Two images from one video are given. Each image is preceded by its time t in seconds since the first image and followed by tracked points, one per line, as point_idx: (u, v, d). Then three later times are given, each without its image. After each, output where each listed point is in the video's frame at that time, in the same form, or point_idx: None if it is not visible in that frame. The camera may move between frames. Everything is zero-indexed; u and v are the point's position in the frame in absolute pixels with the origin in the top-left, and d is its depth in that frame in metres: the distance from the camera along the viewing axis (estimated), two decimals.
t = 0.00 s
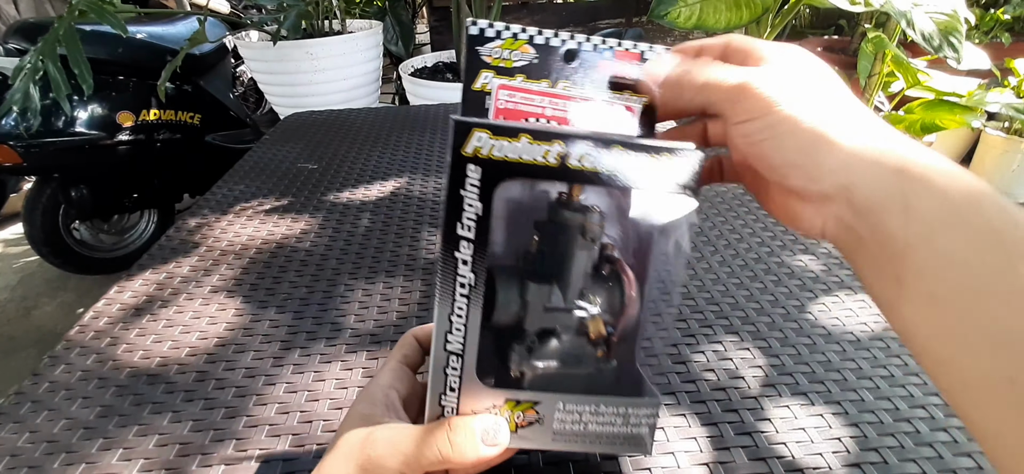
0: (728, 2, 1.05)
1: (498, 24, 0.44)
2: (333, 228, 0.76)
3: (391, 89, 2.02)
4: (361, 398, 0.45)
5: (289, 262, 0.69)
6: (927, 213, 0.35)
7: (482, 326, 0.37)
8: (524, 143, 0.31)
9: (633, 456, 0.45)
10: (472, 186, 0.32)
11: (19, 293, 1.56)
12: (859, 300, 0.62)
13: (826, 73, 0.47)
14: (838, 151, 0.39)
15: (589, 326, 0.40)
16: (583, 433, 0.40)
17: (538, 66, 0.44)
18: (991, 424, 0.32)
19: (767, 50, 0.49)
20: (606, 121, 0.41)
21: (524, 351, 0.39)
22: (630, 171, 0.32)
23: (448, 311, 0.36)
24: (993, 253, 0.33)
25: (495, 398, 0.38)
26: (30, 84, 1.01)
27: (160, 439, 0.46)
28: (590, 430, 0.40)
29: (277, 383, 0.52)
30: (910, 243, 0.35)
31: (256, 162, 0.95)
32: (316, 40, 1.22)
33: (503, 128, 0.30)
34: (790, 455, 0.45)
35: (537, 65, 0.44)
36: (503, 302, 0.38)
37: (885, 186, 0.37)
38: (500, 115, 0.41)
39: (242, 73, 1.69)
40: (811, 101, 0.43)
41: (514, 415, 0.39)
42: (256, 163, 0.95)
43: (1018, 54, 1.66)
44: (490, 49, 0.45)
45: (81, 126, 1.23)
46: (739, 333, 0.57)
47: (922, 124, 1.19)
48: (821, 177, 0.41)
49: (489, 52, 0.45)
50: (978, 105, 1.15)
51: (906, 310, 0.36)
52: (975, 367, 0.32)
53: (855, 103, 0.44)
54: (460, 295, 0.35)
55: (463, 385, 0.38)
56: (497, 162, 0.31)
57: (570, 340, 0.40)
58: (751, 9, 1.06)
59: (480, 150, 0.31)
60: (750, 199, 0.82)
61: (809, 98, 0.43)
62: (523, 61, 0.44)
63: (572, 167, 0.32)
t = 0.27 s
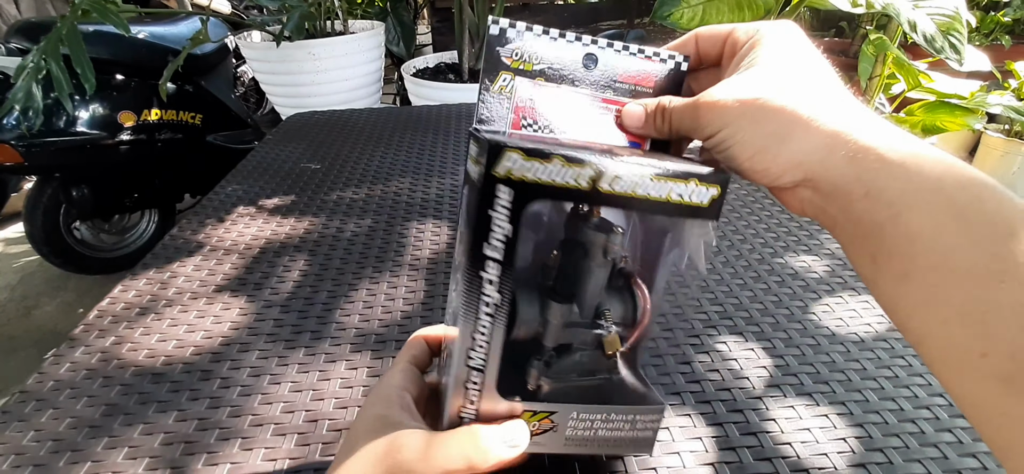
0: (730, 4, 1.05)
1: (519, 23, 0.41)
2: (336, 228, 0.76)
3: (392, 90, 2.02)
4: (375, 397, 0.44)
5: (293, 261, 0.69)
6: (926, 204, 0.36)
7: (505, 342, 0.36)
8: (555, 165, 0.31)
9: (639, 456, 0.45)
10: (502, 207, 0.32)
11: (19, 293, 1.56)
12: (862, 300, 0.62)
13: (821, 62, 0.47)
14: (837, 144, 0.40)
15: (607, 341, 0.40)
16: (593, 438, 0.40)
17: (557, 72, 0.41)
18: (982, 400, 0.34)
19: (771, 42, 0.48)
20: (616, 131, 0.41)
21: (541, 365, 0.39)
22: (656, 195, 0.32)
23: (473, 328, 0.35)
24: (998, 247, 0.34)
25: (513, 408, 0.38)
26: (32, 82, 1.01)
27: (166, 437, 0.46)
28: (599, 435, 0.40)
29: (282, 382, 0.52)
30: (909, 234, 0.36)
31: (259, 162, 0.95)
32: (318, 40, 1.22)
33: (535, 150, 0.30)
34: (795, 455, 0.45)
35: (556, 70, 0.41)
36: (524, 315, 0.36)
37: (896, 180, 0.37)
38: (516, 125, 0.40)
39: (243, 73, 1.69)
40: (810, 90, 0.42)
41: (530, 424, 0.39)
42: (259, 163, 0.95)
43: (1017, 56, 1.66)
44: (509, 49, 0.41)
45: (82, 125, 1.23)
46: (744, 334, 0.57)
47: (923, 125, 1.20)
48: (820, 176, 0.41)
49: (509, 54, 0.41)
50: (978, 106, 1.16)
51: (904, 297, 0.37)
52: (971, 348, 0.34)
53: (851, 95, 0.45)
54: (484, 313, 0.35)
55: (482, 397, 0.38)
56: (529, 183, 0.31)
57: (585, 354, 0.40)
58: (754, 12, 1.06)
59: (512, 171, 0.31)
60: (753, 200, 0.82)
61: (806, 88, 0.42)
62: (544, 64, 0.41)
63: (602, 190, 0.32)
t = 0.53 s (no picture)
0: (729, 6, 1.05)
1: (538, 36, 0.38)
2: (336, 228, 0.76)
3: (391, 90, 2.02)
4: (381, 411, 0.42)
5: (292, 261, 0.69)
6: (926, 217, 0.36)
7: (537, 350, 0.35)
8: (589, 176, 0.31)
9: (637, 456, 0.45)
10: (538, 218, 0.31)
11: (18, 293, 1.56)
12: (861, 301, 0.62)
13: (826, 73, 0.47)
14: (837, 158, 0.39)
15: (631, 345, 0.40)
16: (618, 441, 0.40)
17: (574, 83, 0.39)
18: (991, 410, 0.33)
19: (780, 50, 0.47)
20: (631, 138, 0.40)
21: (569, 371, 0.38)
22: (680, 202, 0.33)
23: (506, 339, 0.34)
24: (999, 261, 0.34)
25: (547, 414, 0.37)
26: (31, 81, 1.01)
27: (164, 437, 0.46)
28: (625, 437, 0.40)
29: (281, 382, 0.52)
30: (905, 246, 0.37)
31: (259, 162, 0.95)
32: (318, 41, 1.22)
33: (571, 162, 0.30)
34: (795, 456, 0.45)
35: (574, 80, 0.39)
36: (553, 323, 0.35)
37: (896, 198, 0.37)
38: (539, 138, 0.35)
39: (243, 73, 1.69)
40: (812, 104, 0.42)
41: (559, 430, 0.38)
42: (259, 162, 0.95)
43: (1017, 58, 1.67)
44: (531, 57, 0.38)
45: (81, 125, 1.23)
46: (743, 334, 0.57)
47: (922, 127, 1.20)
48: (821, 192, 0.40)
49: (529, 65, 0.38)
50: (977, 108, 1.16)
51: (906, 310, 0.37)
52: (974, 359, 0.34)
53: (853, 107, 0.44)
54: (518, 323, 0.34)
55: (514, 405, 0.37)
56: (563, 194, 0.31)
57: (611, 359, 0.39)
58: (752, 14, 1.07)
59: (548, 183, 0.30)
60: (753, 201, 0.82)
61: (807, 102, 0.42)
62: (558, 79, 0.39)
63: (631, 199, 0.32)
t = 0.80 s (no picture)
0: (725, 9, 1.06)
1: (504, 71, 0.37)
2: (332, 230, 0.76)
3: (390, 91, 2.02)
4: (375, 414, 0.42)
5: (287, 264, 0.69)
6: (923, 240, 0.37)
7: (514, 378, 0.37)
8: (544, 210, 0.31)
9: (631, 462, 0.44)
10: (496, 254, 0.32)
11: (15, 294, 1.55)
12: (859, 305, 0.62)
13: (821, 89, 0.47)
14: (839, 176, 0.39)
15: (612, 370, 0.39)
16: (611, 465, 0.40)
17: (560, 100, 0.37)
18: (984, 429, 0.35)
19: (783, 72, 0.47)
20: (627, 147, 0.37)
21: (552, 397, 0.39)
22: (645, 226, 0.33)
23: (481, 371, 0.37)
24: (992, 285, 0.36)
25: (530, 439, 0.39)
26: (26, 82, 1.01)
27: (157, 442, 0.46)
28: (616, 462, 0.40)
29: (275, 387, 0.51)
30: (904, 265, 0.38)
31: (256, 163, 0.95)
32: (316, 41, 1.22)
33: (524, 197, 0.31)
34: (791, 461, 0.44)
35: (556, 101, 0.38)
36: (530, 349, 0.37)
37: (895, 220, 0.38)
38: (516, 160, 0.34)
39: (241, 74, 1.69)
40: (814, 121, 0.42)
41: (545, 455, 0.39)
42: (256, 164, 0.95)
43: (1015, 60, 1.67)
44: (499, 96, 0.36)
45: (78, 126, 1.23)
46: (739, 338, 0.57)
47: (920, 129, 1.20)
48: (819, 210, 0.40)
49: (499, 100, 0.36)
50: (975, 110, 1.15)
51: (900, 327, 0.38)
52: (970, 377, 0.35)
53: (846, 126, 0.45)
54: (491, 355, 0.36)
55: (500, 429, 0.39)
56: (519, 230, 0.32)
57: (597, 385, 0.39)
58: (748, 16, 1.07)
59: (503, 220, 0.32)
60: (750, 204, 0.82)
61: (809, 119, 0.42)
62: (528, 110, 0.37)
63: (591, 228, 0.33)
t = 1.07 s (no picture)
0: (727, 9, 1.05)
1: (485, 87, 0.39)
2: (333, 231, 0.76)
3: (390, 92, 2.02)
4: (366, 423, 0.41)
5: (289, 264, 0.69)
6: (893, 246, 0.34)
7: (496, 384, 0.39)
8: (516, 215, 0.33)
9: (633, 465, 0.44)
10: (471, 261, 0.35)
11: (14, 294, 1.55)
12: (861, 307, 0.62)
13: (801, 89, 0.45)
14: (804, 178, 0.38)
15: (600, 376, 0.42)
16: None
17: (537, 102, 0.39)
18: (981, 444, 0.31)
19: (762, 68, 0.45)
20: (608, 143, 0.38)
21: (538, 407, 0.41)
22: (619, 228, 0.34)
23: (463, 377, 0.37)
24: (969, 288, 0.33)
25: (515, 450, 0.40)
26: (26, 80, 1.00)
27: (157, 443, 0.46)
28: None
29: (276, 387, 0.51)
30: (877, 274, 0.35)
31: (256, 163, 0.95)
32: (316, 41, 1.22)
33: (493, 204, 0.33)
34: (794, 464, 0.44)
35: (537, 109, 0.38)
36: (514, 358, 0.40)
37: (862, 221, 0.36)
38: (498, 158, 0.38)
39: (241, 74, 1.69)
40: (785, 120, 0.41)
41: (533, 468, 0.40)
42: (256, 164, 0.95)
43: (1015, 61, 1.67)
44: (480, 112, 0.38)
45: (79, 126, 1.23)
46: (741, 339, 0.57)
47: (921, 130, 1.20)
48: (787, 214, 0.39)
49: (480, 116, 0.38)
50: (975, 112, 1.15)
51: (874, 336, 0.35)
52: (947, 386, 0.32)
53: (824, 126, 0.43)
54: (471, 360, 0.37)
55: (484, 440, 0.39)
56: (492, 236, 0.34)
57: (582, 392, 0.41)
58: (750, 17, 1.06)
59: (474, 227, 0.34)
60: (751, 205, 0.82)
61: (778, 118, 0.41)
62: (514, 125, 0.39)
63: (564, 232, 0.34)
